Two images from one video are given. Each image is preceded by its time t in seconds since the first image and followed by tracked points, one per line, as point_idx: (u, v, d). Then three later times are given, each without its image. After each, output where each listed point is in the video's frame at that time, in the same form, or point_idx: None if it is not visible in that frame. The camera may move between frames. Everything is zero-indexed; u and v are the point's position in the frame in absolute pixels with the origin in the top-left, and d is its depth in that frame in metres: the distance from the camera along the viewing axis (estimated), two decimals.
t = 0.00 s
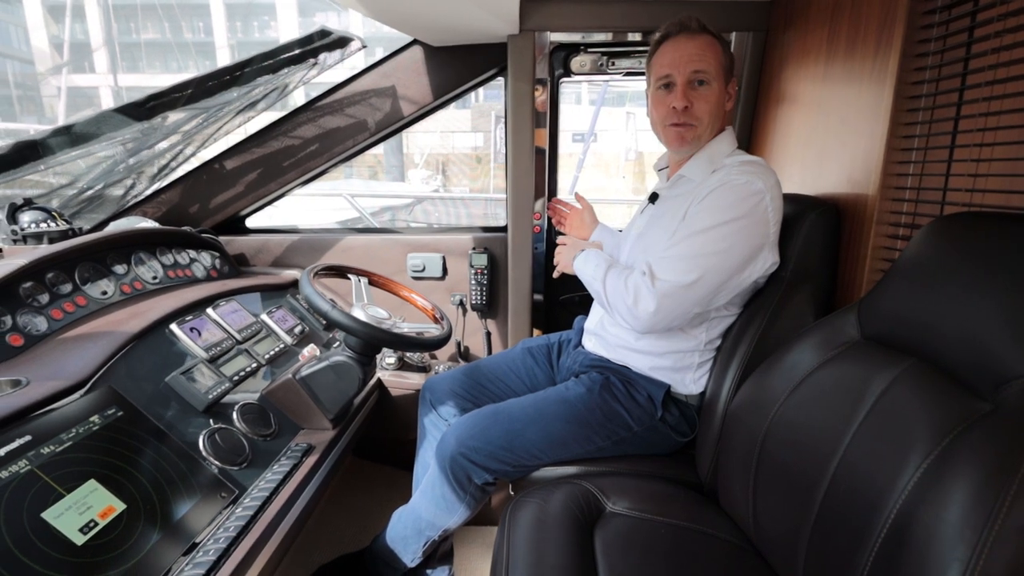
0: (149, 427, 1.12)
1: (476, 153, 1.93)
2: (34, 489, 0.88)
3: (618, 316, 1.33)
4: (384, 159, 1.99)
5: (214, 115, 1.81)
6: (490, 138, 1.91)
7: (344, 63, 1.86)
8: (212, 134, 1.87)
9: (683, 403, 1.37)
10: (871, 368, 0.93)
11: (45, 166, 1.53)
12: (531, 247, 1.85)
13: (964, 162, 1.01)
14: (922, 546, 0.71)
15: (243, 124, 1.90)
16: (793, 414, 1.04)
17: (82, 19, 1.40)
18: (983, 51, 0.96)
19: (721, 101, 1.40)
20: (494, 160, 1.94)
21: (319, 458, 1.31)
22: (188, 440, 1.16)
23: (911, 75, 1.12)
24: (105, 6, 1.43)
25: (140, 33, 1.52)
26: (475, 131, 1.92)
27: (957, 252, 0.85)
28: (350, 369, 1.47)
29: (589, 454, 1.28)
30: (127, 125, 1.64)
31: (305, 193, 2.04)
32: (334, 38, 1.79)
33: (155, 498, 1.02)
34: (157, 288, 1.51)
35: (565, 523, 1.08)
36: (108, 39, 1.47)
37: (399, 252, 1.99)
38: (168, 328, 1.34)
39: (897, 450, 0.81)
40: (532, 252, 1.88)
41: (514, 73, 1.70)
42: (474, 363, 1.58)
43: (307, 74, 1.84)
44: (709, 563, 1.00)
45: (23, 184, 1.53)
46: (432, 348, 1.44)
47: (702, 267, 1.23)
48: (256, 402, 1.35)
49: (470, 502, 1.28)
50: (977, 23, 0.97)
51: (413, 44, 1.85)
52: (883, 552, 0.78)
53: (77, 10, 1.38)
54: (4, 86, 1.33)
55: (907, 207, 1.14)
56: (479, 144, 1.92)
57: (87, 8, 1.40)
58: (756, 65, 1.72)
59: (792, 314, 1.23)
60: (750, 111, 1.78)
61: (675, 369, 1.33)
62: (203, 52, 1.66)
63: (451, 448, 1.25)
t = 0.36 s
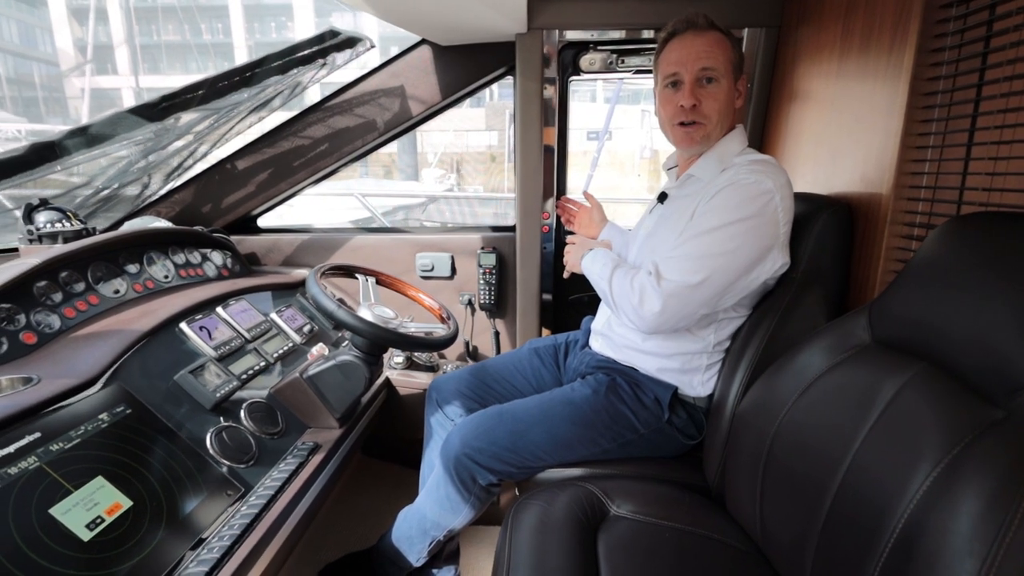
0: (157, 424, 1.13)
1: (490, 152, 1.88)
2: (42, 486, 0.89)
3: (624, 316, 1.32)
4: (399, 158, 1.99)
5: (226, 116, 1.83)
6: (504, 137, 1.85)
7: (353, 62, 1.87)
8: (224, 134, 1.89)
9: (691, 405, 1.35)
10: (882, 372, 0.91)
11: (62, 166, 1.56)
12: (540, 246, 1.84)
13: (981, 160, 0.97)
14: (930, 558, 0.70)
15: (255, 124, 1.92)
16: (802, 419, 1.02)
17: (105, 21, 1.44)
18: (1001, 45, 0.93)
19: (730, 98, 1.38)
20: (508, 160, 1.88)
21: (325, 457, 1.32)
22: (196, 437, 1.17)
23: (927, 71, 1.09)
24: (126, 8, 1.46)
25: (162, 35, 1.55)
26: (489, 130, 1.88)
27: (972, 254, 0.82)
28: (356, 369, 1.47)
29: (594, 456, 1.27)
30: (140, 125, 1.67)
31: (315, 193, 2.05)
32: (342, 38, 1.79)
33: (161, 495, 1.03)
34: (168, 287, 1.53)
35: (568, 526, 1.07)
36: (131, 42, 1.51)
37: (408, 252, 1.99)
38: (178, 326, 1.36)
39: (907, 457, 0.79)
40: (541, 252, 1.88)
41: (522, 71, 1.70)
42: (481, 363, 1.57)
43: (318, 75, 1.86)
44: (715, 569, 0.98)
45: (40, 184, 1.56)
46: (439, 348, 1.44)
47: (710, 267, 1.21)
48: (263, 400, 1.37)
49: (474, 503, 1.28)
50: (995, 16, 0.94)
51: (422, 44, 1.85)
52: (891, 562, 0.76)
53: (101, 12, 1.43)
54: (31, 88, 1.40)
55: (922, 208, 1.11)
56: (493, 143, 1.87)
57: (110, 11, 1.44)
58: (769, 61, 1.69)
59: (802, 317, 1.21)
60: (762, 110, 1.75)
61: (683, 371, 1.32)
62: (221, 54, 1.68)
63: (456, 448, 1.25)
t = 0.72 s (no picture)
0: (159, 421, 1.14)
1: (506, 150, 1.85)
2: (44, 481, 0.90)
3: (628, 316, 1.29)
4: (415, 157, 1.99)
5: (234, 115, 1.85)
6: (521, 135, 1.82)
7: (360, 61, 1.87)
8: (234, 134, 1.91)
9: (695, 408, 1.32)
10: (890, 377, 0.88)
11: (74, 166, 1.59)
12: (546, 245, 1.83)
13: (999, 157, 0.94)
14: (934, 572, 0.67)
15: (263, 124, 1.93)
16: (807, 423, 0.99)
17: (129, 24, 1.47)
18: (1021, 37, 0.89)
19: (713, 100, 1.32)
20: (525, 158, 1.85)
21: (327, 455, 1.33)
22: (198, 435, 1.18)
23: (942, 65, 1.05)
24: (151, 12, 1.50)
25: (185, 37, 1.59)
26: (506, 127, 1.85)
27: (984, 255, 0.79)
28: (361, 368, 1.46)
29: (596, 458, 1.25)
30: (152, 126, 1.69)
31: (323, 192, 2.07)
32: (347, 38, 1.79)
33: (161, 492, 1.04)
34: (177, 285, 1.55)
35: (566, 529, 1.05)
36: (154, 45, 1.55)
37: (415, 251, 1.99)
38: (184, 325, 1.37)
39: (912, 466, 0.76)
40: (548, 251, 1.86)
41: (528, 68, 1.69)
42: (485, 363, 1.56)
43: (325, 74, 1.86)
44: None
45: (53, 184, 1.58)
46: (442, 347, 1.44)
47: (714, 268, 1.18)
48: (268, 398, 1.38)
49: (475, 504, 1.27)
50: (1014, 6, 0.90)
51: (428, 42, 1.85)
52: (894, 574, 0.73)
53: (125, 16, 1.45)
54: (60, 89, 1.45)
55: (937, 206, 1.07)
56: (509, 141, 1.84)
57: (134, 15, 1.47)
58: (781, 56, 1.65)
59: (811, 318, 1.18)
60: (774, 105, 1.71)
61: (687, 373, 1.30)
62: (242, 54, 1.70)
63: (456, 449, 1.24)
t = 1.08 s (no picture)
0: (164, 420, 1.16)
1: (523, 148, 1.84)
2: (48, 478, 0.92)
3: (631, 318, 1.28)
4: (431, 158, 1.99)
5: (245, 116, 1.87)
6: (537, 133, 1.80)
7: (367, 61, 1.88)
8: (245, 134, 1.93)
9: (701, 412, 1.30)
10: (896, 385, 0.85)
11: (90, 167, 1.63)
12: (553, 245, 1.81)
13: (1015, 157, 0.90)
14: None
15: (273, 124, 1.95)
16: (811, 430, 0.97)
17: (156, 27, 1.52)
18: None
19: (706, 107, 1.29)
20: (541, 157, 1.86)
21: (331, 455, 1.33)
22: (203, 433, 1.20)
23: (958, 61, 1.01)
24: (175, 14, 1.53)
25: (208, 37, 1.62)
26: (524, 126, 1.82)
27: (995, 260, 0.76)
28: (365, 369, 1.47)
29: (598, 463, 1.23)
30: (165, 127, 1.72)
31: (333, 191, 2.08)
32: (353, 39, 1.80)
33: (165, 490, 1.05)
34: (187, 284, 1.58)
35: (564, 534, 1.04)
36: (179, 46, 1.60)
37: (423, 251, 1.99)
38: (192, 324, 1.39)
39: (915, 477, 0.74)
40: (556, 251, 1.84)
41: (535, 67, 1.67)
42: (489, 364, 1.56)
43: (335, 74, 1.88)
44: None
45: (69, 185, 1.62)
46: (445, 349, 1.43)
47: (719, 270, 1.16)
48: (274, 397, 1.39)
49: (476, 506, 1.26)
50: None
51: (436, 41, 1.84)
52: None
53: (152, 18, 1.50)
54: (88, 90, 1.50)
55: (951, 208, 1.04)
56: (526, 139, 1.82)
57: (161, 19, 1.52)
58: (794, 53, 1.61)
59: (819, 323, 1.15)
60: (786, 103, 1.67)
61: (692, 377, 1.28)
62: (262, 54, 1.73)
63: (456, 450, 1.24)
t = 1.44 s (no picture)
0: (176, 414, 1.18)
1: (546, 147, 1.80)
2: (61, 469, 0.95)
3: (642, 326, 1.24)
4: (453, 155, 1.99)
5: (262, 116, 1.90)
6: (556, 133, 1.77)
7: (382, 61, 1.89)
8: (263, 134, 1.96)
9: (709, 417, 1.28)
10: (906, 394, 0.82)
11: (114, 166, 1.67)
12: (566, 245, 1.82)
13: None
14: None
15: (289, 124, 1.98)
16: (819, 439, 0.94)
17: (189, 28, 1.56)
18: None
19: (710, 107, 1.27)
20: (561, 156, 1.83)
21: (339, 451, 1.35)
22: (214, 427, 1.22)
23: (982, 57, 0.97)
24: (206, 15, 1.57)
25: (237, 37, 1.66)
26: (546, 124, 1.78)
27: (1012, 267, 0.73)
28: (373, 367, 1.47)
29: (603, 466, 1.22)
30: (186, 127, 1.76)
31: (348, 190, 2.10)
32: (366, 38, 1.81)
33: (174, 483, 1.08)
34: (204, 281, 1.61)
35: (565, 538, 1.03)
36: (210, 45, 1.64)
37: (436, 249, 2.00)
38: (206, 320, 1.42)
39: (923, 491, 0.71)
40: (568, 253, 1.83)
41: (548, 66, 1.66)
42: (498, 364, 1.56)
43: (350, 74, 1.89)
44: None
45: (94, 184, 1.67)
46: (453, 348, 1.43)
47: (738, 276, 1.13)
48: (285, 393, 1.41)
49: (480, 505, 1.27)
50: None
51: (449, 40, 1.85)
52: None
53: (185, 20, 1.55)
54: (125, 90, 1.56)
55: (973, 210, 1.00)
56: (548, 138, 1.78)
57: (193, 20, 1.56)
58: (814, 49, 1.57)
59: (831, 328, 1.11)
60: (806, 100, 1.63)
61: (701, 382, 1.25)
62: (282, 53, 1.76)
63: (461, 450, 1.24)
